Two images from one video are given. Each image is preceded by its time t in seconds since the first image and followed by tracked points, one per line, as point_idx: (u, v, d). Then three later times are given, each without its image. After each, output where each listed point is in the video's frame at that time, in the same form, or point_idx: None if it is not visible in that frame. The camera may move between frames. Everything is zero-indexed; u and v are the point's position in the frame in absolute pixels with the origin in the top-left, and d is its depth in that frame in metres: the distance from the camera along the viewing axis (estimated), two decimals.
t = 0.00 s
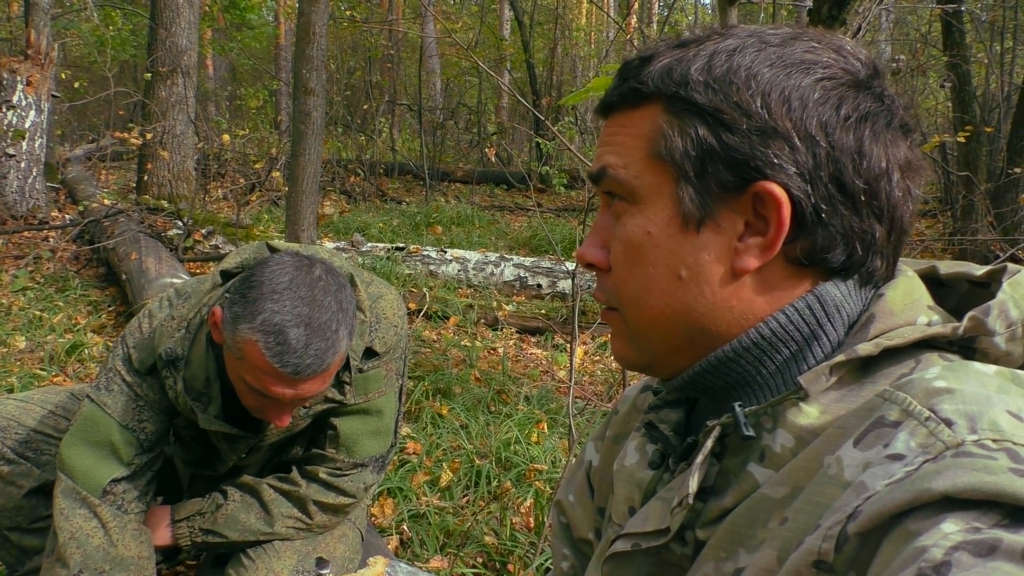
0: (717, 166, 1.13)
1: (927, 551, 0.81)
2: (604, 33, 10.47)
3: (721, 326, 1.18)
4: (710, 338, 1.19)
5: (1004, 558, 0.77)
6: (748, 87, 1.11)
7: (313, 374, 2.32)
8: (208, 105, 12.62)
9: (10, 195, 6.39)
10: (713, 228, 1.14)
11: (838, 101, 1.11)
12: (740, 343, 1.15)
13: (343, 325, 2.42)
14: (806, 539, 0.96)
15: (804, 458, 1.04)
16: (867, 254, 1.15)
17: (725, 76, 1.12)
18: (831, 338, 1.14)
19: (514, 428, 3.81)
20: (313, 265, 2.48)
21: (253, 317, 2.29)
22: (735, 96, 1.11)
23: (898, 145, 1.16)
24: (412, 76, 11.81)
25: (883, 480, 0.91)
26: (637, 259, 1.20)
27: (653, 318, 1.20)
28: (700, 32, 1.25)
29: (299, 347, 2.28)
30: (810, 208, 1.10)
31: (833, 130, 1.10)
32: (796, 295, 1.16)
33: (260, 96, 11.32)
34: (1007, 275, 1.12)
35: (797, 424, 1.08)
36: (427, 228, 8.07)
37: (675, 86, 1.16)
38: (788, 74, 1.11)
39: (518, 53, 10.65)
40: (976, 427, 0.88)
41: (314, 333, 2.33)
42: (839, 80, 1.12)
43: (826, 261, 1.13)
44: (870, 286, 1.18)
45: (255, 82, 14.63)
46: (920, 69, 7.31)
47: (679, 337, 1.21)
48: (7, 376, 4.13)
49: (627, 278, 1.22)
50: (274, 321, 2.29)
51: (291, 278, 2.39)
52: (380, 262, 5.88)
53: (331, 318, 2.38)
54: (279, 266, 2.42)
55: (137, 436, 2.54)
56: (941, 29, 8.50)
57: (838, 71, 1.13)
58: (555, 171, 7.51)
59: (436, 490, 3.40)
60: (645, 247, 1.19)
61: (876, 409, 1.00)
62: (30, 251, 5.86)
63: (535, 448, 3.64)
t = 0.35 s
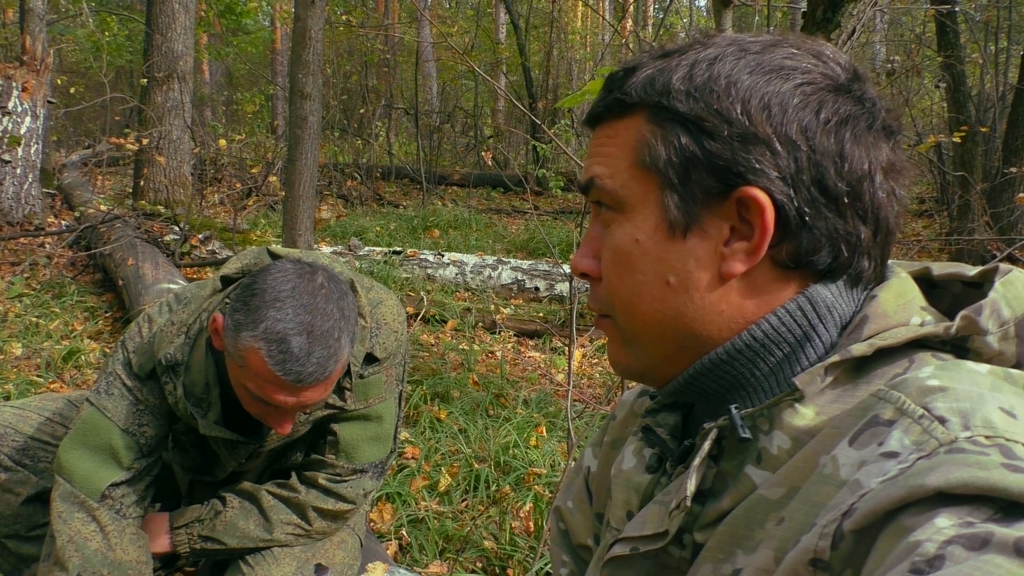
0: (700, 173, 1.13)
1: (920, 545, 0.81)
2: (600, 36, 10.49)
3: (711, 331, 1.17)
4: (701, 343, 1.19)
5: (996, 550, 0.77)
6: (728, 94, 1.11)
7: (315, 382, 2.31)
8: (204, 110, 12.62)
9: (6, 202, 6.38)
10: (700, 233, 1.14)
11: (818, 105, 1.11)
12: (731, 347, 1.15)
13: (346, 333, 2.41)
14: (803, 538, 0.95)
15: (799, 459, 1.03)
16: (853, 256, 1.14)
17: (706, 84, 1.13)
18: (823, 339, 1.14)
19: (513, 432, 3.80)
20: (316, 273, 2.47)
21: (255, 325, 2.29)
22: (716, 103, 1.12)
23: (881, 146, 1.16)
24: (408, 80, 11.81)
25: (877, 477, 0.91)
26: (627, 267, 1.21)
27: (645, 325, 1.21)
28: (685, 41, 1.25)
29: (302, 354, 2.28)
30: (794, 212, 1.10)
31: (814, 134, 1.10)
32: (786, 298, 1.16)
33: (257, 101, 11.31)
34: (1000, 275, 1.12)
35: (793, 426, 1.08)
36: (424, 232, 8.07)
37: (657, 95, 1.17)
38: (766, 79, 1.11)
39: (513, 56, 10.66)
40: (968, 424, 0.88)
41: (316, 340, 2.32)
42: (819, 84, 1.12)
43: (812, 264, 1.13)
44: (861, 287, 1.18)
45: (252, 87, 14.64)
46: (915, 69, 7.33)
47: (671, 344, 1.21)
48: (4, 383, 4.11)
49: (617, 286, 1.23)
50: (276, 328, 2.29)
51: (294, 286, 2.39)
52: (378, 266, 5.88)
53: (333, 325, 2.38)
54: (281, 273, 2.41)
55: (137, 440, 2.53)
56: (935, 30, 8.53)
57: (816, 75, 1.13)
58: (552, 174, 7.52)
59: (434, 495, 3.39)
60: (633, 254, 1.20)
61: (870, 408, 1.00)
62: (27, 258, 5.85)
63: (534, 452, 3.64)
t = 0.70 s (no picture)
0: (698, 181, 1.12)
1: (924, 545, 0.80)
2: (595, 38, 10.50)
3: (709, 339, 1.17)
4: (701, 352, 1.19)
5: (1000, 551, 0.76)
6: (726, 103, 1.11)
7: (316, 391, 2.30)
8: (200, 115, 12.59)
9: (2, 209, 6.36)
10: (698, 241, 1.14)
11: (814, 114, 1.10)
12: (732, 355, 1.15)
13: (346, 341, 2.41)
14: (807, 540, 0.95)
15: (803, 463, 1.03)
16: (852, 264, 1.14)
17: (704, 94, 1.13)
18: (824, 345, 1.13)
19: (513, 436, 3.79)
20: (316, 281, 2.47)
21: (256, 334, 2.28)
22: (713, 113, 1.11)
23: (879, 154, 1.15)
24: (404, 83, 11.81)
25: (881, 478, 0.90)
26: (626, 276, 1.21)
27: (645, 334, 1.21)
28: (685, 52, 1.25)
29: (303, 363, 2.27)
30: (791, 221, 1.09)
31: (810, 144, 1.09)
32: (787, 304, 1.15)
33: (253, 106, 11.30)
34: (999, 277, 1.12)
35: (796, 430, 1.08)
36: (422, 235, 8.07)
37: (656, 105, 1.17)
38: (763, 89, 1.11)
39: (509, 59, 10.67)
40: (971, 424, 0.88)
41: (317, 349, 2.31)
42: (816, 93, 1.12)
43: (809, 271, 1.12)
44: (863, 292, 1.17)
45: (248, 91, 14.63)
46: (911, 69, 7.35)
47: (671, 353, 1.21)
48: (2, 393, 4.10)
49: (617, 296, 1.23)
50: (277, 337, 2.28)
51: (294, 294, 2.38)
52: (376, 270, 5.87)
53: (334, 333, 2.37)
54: (282, 281, 2.40)
55: (137, 449, 2.52)
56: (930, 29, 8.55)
57: (813, 86, 1.12)
58: (549, 177, 7.52)
59: (435, 500, 3.39)
60: (633, 263, 1.20)
61: (873, 410, 1.00)
62: (24, 265, 5.83)
63: (535, 456, 3.63)
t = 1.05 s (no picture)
0: (701, 183, 1.12)
1: (936, 542, 0.79)
2: (593, 38, 10.51)
3: (714, 341, 1.16)
4: (706, 354, 1.18)
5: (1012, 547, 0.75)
6: (728, 106, 1.10)
7: (320, 394, 2.29)
8: (198, 116, 12.57)
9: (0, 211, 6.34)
10: (701, 244, 1.13)
11: (817, 115, 1.09)
12: (737, 355, 1.14)
13: (350, 343, 2.40)
14: (817, 539, 0.94)
15: (812, 462, 1.02)
16: (856, 265, 1.13)
17: (706, 96, 1.12)
18: (831, 344, 1.12)
19: (514, 437, 3.78)
20: (319, 283, 2.46)
21: (260, 336, 2.27)
22: (716, 115, 1.11)
23: (882, 155, 1.14)
24: (402, 83, 11.81)
25: (891, 476, 0.89)
26: (631, 279, 1.20)
27: (649, 337, 1.20)
28: (688, 55, 1.24)
29: (307, 365, 2.26)
30: (794, 222, 1.08)
31: (813, 144, 1.08)
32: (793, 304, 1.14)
33: (251, 107, 11.29)
34: (1005, 276, 1.11)
35: (804, 429, 1.07)
36: (421, 236, 8.06)
37: (658, 109, 1.16)
38: (765, 91, 1.10)
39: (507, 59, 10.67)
40: (981, 421, 0.87)
41: (321, 351, 2.30)
42: (819, 94, 1.11)
43: (814, 272, 1.11)
44: (869, 293, 1.17)
45: (246, 92, 14.61)
46: (909, 68, 7.35)
47: (676, 355, 1.20)
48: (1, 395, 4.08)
49: (621, 299, 1.22)
50: (280, 340, 2.27)
51: (297, 296, 2.37)
52: (375, 271, 5.86)
53: (338, 336, 2.36)
54: (285, 284, 2.40)
55: (139, 452, 2.51)
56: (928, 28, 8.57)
57: (816, 88, 1.11)
58: (548, 177, 7.51)
59: (437, 502, 3.38)
60: (637, 266, 1.19)
61: (881, 409, 0.99)
62: (23, 266, 5.82)
63: (536, 456, 3.63)
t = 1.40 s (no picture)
0: (692, 185, 1.12)
1: (933, 541, 0.79)
2: (591, 39, 10.51)
3: (708, 342, 1.17)
4: (700, 354, 1.19)
5: (1010, 547, 0.76)
6: (717, 107, 1.11)
7: (318, 393, 2.29)
8: (196, 115, 12.56)
9: None
10: (693, 245, 1.14)
11: (805, 114, 1.10)
12: (732, 356, 1.14)
13: (348, 342, 2.39)
14: (815, 538, 0.94)
15: (809, 461, 1.02)
16: (847, 263, 1.13)
17: (695, 98, 1.12)
18: (827, 343, 1.13)
19: (511, 437, 3.79)
20: (318, 282, 2.46)
21: (258, 335, 2.27)
22: (704, 117, 1.11)
23: (872, 152, 1.14)
24: (401, 83, 11.81)
25: (889, 474, 0.90)
26: (625, 281, 1.20)
27: (644, 339, 1.20)
28: (678, 57, 1.25)
29: (305, 364, 2.26)
30: (784, 221, 1.09)
31: (801, 144, 1.09)
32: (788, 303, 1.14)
33: (249, 106, 11.28)
34: (1003, 274, 1.11)
35: (801, 428, 1.07)
36: (419, 235, 8.07)
37: (648, 111, 1.17)
38: (752, 91, 1.10)
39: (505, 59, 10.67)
40: (979, 420, 0.87)
41: (319, 350, 2.30)
42: (806, 94, 1.11)
43: (805, 270, 1.12)
44: (864, 291, 1.17)
45: (244, 91, 14.61)
46: (907, 71, 7.36)
47: (671, 355, 1.21)
48: None
49: (616, 302, 1.22)
50: (279, 338, 2.27)
51: (296, 295, 2.37)
52: (372, 271, 5.86)
53: (336, 334, 2.36)
54: (283, 282, 2.40)
55: (136, 449, 2.50)
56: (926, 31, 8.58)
57: (804, 87, 1.12)
58: (546, 177, 7.52)
59: (433, 501, 3.38)
60: (631, 269, 1.19)
61: (879, 408, 0.99)
62: (19, 264, 5.82)
63: (533, 456, 3.63)
